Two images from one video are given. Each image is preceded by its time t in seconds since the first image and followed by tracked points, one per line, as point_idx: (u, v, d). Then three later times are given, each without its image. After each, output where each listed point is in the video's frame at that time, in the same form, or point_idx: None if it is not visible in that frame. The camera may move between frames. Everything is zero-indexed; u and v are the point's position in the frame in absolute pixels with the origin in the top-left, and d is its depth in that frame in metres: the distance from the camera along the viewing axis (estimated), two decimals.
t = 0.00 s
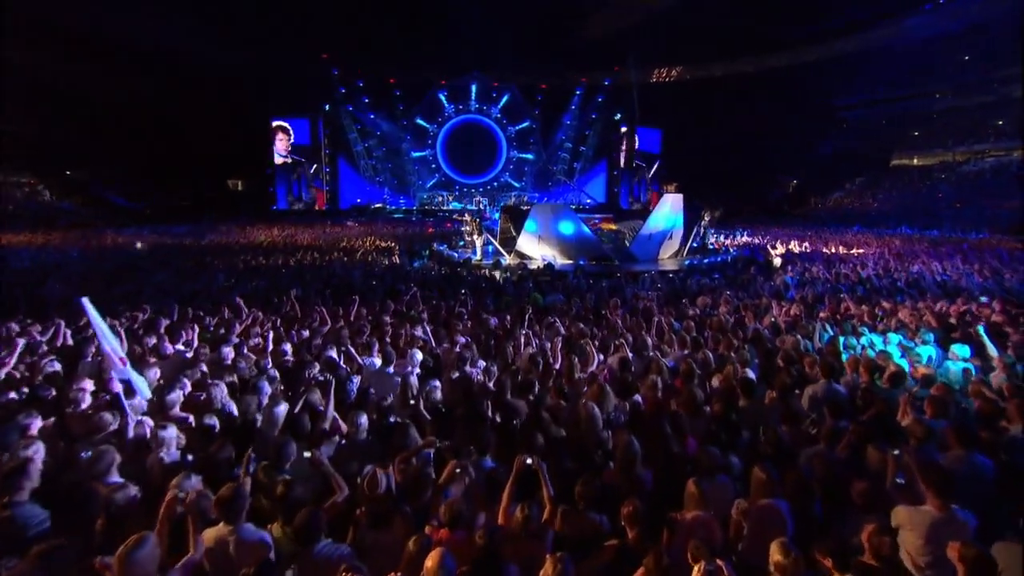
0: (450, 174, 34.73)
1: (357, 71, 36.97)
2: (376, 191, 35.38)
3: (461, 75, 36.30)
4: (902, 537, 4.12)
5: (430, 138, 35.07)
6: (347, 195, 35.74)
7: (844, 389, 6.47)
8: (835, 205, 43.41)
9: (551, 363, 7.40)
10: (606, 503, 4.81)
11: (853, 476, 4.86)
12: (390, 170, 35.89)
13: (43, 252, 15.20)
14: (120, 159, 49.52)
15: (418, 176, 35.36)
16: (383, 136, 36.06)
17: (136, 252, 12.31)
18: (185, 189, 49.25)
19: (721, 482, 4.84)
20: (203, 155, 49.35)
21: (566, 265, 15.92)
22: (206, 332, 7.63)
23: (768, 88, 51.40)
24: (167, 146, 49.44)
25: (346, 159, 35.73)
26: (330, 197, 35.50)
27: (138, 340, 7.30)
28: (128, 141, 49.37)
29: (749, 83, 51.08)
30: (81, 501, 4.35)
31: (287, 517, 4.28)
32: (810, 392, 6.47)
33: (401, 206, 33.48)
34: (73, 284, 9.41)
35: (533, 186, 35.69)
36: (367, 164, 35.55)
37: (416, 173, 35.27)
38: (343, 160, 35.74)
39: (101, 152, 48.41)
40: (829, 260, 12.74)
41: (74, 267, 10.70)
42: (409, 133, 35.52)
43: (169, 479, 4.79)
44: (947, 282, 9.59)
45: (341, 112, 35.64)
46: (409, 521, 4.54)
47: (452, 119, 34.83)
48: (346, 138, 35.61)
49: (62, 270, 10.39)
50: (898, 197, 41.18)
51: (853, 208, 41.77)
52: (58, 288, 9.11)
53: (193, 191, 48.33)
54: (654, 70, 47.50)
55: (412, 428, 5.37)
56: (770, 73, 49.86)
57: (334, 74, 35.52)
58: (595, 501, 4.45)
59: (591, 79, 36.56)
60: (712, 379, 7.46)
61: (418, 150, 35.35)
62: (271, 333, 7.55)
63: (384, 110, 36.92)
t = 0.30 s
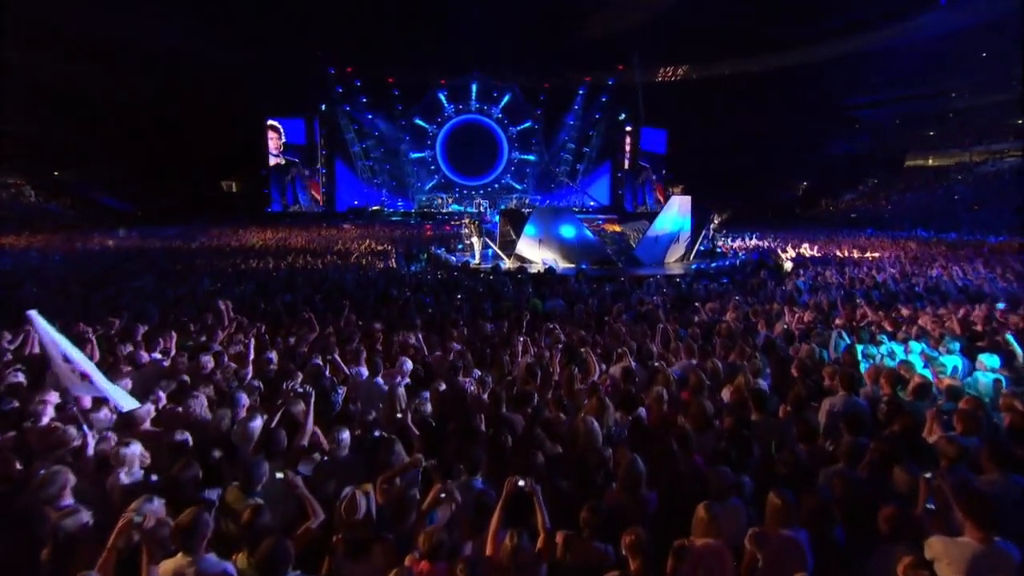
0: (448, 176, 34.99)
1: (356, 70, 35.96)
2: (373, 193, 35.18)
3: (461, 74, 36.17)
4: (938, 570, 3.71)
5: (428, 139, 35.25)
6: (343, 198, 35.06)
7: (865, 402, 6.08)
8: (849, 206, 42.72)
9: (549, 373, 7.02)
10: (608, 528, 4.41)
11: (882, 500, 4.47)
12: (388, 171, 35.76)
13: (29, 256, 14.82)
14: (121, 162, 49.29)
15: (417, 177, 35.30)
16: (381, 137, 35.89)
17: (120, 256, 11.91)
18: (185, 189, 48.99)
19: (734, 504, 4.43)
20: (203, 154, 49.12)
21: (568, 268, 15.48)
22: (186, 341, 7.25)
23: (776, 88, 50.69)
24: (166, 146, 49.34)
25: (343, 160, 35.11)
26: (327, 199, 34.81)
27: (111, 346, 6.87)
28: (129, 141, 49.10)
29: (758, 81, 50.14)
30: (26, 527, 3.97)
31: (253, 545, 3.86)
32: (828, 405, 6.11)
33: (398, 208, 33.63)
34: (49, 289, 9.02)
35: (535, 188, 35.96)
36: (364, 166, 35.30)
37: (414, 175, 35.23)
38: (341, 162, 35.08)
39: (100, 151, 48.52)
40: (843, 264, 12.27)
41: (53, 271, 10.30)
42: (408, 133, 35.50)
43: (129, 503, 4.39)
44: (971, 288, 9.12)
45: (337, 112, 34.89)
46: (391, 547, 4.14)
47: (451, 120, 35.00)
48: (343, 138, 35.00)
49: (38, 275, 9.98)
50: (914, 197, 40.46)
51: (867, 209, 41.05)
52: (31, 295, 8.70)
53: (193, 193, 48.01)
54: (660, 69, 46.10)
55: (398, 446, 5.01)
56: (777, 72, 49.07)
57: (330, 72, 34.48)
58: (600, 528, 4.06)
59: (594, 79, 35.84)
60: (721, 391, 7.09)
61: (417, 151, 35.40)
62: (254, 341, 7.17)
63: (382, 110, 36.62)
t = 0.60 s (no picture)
0: (447, 177, 34.07)
1: (353, 70, 36.93)
2: (372, 196, 35.04)
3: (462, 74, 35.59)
4: None
5: (428, 140, 34.41)
6: (342, 201, 35.17)
7: (887, 416, 5.70)
8: (860, 211, 42.34)
9: (548, 385, 6.69)
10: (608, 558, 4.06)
11: (908, 529, 4.12)
12: (386, 172, 35.00)
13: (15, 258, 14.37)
14: (122, 166, 49.01)
15: (417, 180, 34.56)
16: (380, 137, 35.30)
17: (105, 259, 11.54)
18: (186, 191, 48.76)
19: (750, 530, 4.04)
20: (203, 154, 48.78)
21: (570, 272, 15.15)
22: (166, 348, 6.82)
23: (782, 88, 49.93)
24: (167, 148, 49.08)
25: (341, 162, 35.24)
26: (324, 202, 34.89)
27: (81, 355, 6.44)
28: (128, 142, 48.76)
29: (766, 80, 49.34)
30: None
31: None
32: (848, 420, 5.73)
33: (397, 211, 33.40)
34: (25, 295, 8.61)
35: (538, 191, 35.21)
36: (361, 168, 34.98)
37: (413, 176, 34.47)
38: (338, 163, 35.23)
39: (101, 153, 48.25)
40: (856, 267, 11.83)
41: (32, 275, 9.92)
42: (407, 134, 34.77)
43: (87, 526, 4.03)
44: (994, 292, 8.75)
45: (335, 112, 35.02)
46: None
47: (452, 120, 34.20)
48: (340, 139, 35.01)
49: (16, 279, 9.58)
50: (930, 200, 40.04)
51: (880, 214, 40.62)
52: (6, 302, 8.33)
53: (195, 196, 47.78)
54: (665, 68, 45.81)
55: (382, 465, 4.72)
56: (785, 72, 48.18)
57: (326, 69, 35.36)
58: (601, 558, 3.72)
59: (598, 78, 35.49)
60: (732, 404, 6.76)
61: (416, 152, 34.59)
62: (236, 348, 6.84)
63: (381, 110, 36.21)
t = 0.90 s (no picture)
0: (447, 179, 33.60)
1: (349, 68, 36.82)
2: (368, 197, 34.86)
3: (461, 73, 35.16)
4: None
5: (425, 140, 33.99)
6: (337, 203, 34.76)
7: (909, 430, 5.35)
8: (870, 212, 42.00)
9: (545, 395, 6.33)
10: None
11: (940, 560, 3.74)
12: (383, 173, 35.05)
13: None
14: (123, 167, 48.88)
15: (415, 180, 34.18)
16: (376, 137, 35.16)
17: (85, 261, 11.16)
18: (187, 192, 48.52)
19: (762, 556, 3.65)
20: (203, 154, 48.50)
21: (570, 275, 14.74)
22: (141, 353, 6.42)
23: (783, 88, 49.03)
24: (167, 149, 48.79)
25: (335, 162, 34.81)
26: (319, 202, 34.31)
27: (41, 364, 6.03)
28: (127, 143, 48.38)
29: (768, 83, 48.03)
30: None
31: None
32: (867, 434, 5.38)
33: (394, 213, 33.24)
34: None
35: (538, 192, 34.77)
36: (357, 168, 34.69)
37: (411, 177, 34.09)
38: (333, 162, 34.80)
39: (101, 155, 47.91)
40: (870, 271, 11.45)
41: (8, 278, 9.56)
42: (405, 134, 34.46)
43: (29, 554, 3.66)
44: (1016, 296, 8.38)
45: (329, 111, 35.01)
46: None
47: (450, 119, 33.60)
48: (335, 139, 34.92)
49: None
50: (948, 202, 39.60)
51: (893, 215, 40.14)
52: None
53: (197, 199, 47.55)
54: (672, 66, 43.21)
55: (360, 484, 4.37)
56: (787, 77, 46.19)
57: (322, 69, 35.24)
58: None
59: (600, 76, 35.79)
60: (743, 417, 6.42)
61: (414, 153, 34.25)
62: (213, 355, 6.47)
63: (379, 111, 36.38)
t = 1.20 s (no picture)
0: (446, 180, 32.61)
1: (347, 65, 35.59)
2: (364, 198, 33.59)
3: (460, 71, 34.30)
4: None
5: (423, 140, 32.91)
6: (332, 203, 34.55)
7: (935, 445, 4.97)
8: (883, 214, 41.71)
9: (542, 407, 5.99)
10: None
11: None
12: (380, 175, 33.83)
13: None
14: (122, 167, 48.61)
15: (412, 181, 33.06)
16: (373, 137, 34.04)
17: (61, 263, 10.73)
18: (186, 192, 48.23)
19: None
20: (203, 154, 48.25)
21: (571, 278, 14.39)
22: (110, 358, 6.00)
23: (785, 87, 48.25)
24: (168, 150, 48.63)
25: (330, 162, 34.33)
26: (314, 204, 34.33)
27: None
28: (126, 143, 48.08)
29: (768, 81, 47.46)
30: None
31: None
32: (886, 450, 5.04)
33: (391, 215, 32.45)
34: None
35: (539, 194, 33.82)
36: (353, 169, 33.58)
37: (409, 178, 33.00)
38: (327, 164, 34.35)
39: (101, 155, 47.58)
40: (883, 274, 11.14)
41: None
42: (402, 133, 33.42)
43: None
44: None
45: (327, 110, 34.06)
46: None
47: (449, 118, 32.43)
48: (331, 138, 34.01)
49: None
50: (968, 203, 39.23)
51: (908, 217, 39.77)
52: None
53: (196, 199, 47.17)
54: (677, 64, 42.84)
55: (331, 505, 4.01)
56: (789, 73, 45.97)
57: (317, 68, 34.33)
58: None
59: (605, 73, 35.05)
60: (752, 431, 6.08)
61: (411, 153, 33.11)
62: (188, 362, 6.10)
63: (377, 109, 35.07)
